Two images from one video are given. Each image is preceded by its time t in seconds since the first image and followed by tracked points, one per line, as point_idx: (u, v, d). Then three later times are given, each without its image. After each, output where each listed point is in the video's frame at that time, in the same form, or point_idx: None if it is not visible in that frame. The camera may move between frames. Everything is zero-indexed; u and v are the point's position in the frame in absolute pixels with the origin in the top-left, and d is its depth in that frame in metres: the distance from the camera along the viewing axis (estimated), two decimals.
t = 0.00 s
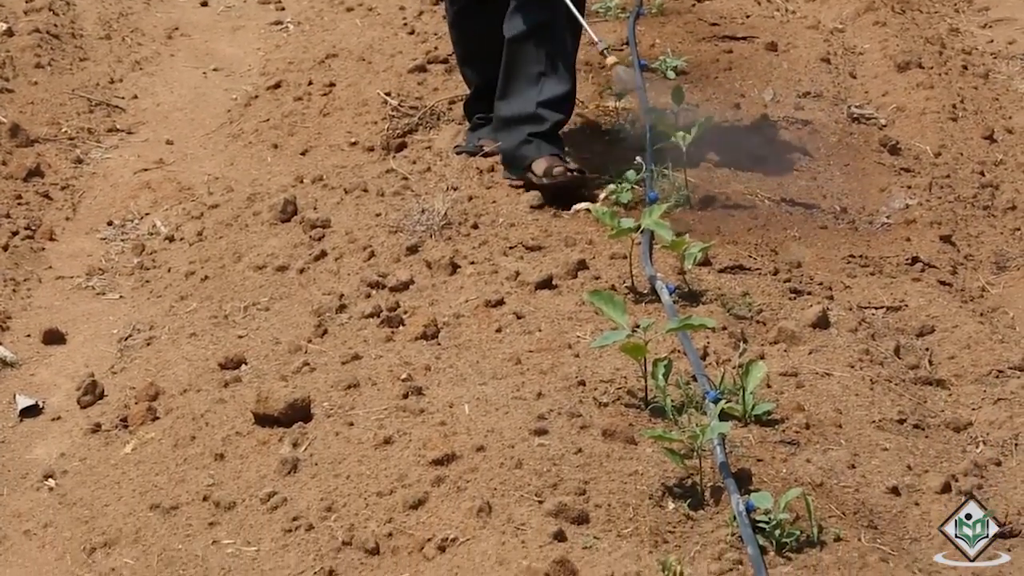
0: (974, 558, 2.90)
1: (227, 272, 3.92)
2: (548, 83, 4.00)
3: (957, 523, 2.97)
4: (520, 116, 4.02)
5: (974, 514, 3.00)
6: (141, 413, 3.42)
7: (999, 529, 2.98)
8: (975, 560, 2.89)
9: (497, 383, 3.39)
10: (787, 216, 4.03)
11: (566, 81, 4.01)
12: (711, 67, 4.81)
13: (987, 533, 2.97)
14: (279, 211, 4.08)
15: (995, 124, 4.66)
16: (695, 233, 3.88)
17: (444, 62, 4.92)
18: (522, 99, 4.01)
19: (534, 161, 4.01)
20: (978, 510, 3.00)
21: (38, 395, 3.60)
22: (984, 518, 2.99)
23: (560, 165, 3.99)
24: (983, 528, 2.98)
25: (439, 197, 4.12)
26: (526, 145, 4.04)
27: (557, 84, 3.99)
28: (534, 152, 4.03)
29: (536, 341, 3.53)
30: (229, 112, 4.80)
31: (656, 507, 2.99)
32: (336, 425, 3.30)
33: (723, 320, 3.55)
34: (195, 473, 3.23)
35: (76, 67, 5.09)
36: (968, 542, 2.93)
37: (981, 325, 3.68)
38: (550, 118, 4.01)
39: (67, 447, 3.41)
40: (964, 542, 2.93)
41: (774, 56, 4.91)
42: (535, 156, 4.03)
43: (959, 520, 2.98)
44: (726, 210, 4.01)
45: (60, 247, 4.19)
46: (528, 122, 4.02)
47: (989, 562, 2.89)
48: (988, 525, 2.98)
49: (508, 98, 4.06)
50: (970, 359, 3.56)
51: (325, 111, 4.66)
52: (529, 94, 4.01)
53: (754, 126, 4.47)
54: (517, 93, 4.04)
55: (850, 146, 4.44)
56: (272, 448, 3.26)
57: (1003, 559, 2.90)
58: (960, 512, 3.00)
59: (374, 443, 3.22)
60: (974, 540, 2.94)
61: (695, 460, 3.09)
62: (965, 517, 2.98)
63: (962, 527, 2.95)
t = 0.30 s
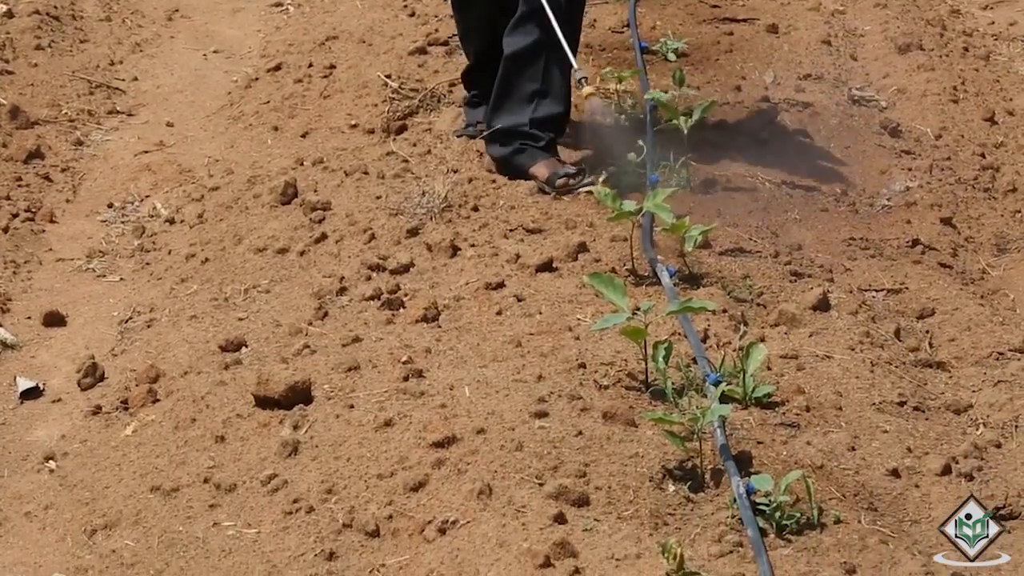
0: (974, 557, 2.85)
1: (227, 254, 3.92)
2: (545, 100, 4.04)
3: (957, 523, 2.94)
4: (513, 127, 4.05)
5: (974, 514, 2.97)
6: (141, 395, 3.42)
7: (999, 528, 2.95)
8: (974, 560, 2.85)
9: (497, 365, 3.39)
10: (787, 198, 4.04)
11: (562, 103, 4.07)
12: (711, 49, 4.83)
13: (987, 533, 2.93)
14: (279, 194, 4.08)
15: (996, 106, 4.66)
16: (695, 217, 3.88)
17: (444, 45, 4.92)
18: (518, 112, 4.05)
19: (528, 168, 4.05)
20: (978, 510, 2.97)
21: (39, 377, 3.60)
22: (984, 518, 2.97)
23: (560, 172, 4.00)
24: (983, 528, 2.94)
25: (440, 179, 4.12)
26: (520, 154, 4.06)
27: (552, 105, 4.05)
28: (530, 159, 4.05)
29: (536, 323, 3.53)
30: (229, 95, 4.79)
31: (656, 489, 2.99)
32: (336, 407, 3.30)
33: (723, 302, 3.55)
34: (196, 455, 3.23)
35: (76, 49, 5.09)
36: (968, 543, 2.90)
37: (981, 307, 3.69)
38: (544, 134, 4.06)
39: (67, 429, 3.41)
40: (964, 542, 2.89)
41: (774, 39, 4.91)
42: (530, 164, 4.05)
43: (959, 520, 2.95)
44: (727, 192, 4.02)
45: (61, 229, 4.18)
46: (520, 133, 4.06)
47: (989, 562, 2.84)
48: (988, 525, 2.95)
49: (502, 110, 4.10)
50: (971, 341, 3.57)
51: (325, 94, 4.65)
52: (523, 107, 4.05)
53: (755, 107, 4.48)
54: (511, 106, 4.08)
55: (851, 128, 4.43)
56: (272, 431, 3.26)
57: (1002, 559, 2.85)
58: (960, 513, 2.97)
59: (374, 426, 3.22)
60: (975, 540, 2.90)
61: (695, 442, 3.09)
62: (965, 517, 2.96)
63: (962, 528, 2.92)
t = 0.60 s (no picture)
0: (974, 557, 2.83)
1: (227, 240, 3.92)
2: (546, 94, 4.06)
3: (956, 523, 2.90)
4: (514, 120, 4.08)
5: (974, 514, 2.93)
6: (141, 380, 3.43)
7: (999, 528, 2.91)
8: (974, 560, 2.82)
9: (497, 351, 3.39)
10: (788, 183, 4.05)
11: (563, 95, 4.08)
12: (712, 36, 4.84)
13: (987, 533, 2.90)
14: (279, 179, 4.08)
15: (996, 92, 4.66)
16: (695, 203, 3.90)
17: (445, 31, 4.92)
18: (518, 105, 4.06)
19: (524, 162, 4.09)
20: (978, 510, 2.93)
21: (39, 362, 3.60)
22: (984, 518, 2.93)
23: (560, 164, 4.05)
24: (983, 528, 2.90)
25: (440, 165, 4.12)
26: (520, 145, 4.09)
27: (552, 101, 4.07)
28: (529, 151, 4.08)
29: (536, 309, 3.53)
30: (229, 81, 4.80)
31: (656, 476, 2.99)
32: (336, 393, 3.30)
33: (723, 289, 3.55)
34: (196, 440, 3.23)
35: (76, 34, 5.09)
36: (968, 542, 2.86)
37: (980, 294, 3.69)
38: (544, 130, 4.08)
39: (67, 414, 3.41)
40: (964, 542, 2.86)
41: (775, 24, 4.92)
42: (530, 156, 4.08)
43: (958, 520, 2.91)
44: (726, 178, 4.04)
45: (61, 215, 4.18)
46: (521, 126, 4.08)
47: (988, 562, 2.82)
48: (988, 525, 2.91)
49: (502, 100, 4.11)
50: (971, 328, 3.57)
51: (325, 80, 4.65)
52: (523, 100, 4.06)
53: (755, 93, 4.49)
54: (512, 99, 4.09)
55: (852, 114, 4.44)
56: (272, 417, 3.26)
57: (1002, 559, 2.83)
58: (960, 512, 2.93)
59: (374, 412, 3.22)
60: (975, 541, 2.87)
61: (695, 428, 3.09)
62: (965, 517, 2.91)
63: (962, 527, 2.88)
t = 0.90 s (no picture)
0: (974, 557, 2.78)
1: (227, 229, 3.92)
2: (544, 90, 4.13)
3: (957, 523, 2.85)
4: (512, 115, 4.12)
5: (974, 514, 2.88)
6: (141, 369, 3.43)
7: (999, 529, 2.86)
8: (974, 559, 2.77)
9: (497, 340, 3.39)
10: (787, 172, 4.05)
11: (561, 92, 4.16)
12: (711, 24, 4.85)
13: (988, 533, 2.85)
14: (279, 168, 4.08)
15: (996, 80, 4.66)
16: (695, 193, 3.90)
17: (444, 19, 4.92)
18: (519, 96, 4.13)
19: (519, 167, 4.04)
20: (978, 510, 2.88)
21: (39, 351, 3.61)
22: (984, 518, 2.88)
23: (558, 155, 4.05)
24: (983, 528, 2.85)
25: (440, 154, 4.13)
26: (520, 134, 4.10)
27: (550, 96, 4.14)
28: (529, 139, 4.10)
29: (536, 298, 3.52)
30: (229, 69, 4.80)
31: (656, 465, 2.99)
32: (336, 382, 3.30)
33: (723, 278, 3.54)
34: (196, 429, 3.23)
35: (75, 23, 5.09)
36: (968, 542, 2.81)
37: (980, 283, 3.70)
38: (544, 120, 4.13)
39: (67, 403, 3.41)
40: (964, 542, 2.80)
41: (774, 13, 4.95)
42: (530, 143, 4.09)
43: (959, 520, 2.86)
44: (726, 167, 4.04)
45: (60, 204, 4.18)
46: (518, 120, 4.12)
47: (988, 562, 2.76)
48: (988, 525, 2.86)
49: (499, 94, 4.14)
50: (971, 317, 3.57)
51: (325, 68, 4.66)
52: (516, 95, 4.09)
53: (755, 82, 4.50)
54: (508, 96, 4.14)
55: (851, 103, 4.45)
56: (272, 406, 3.26)
57: (1003, 559, 2.78)
58: (960, 513, 2.89)
59: (374, 400, 3.22)
60: (975, 540, 2.81)
61: (695, 417, 3.09)
62: (965, 517, 2.87)
63: (962, 527, 2.83)
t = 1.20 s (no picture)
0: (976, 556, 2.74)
1: (227, 221, 3.92)
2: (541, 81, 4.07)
3: (956, 522, 2.81)
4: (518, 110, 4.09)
5: (974, 514, 2.84)
6: (141, 360, 3.43)
7: (999, 529, 2.82)
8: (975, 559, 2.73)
9: (497, 332, 3.38)
10: (787, 164, 4.06)
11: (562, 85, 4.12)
12: (711, 16, 4.85)
13: (987, 533, 2.81)
14: (279, 160, 4.09)
15: (996, 72, 4.66)
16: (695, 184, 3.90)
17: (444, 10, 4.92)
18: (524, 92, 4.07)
19: (526, 179, 3.94)
20: (978, 510, 2.84)
21: (39, 342, 3.61)
22: (984, 518, 2.84)
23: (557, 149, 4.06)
24: (983, 528, 2.81)
25: (440, 147, 4.13)
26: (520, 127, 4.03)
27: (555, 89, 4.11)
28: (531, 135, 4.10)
29: (536, 290, 3.52)
30: (229, 61, 4.79)
31: (656, 456, 2.99)
32: (336, 373, 3.30)
33: (723, 270, 3.54)
34: (196, 421, 3.23)
35: (74, 15, 5.09)
36: (968, 542, 2.77)
37: (979, 274, 3.70)
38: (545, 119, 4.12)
39: (67, 395, 3.42)
40: (964, 542, 2.76)
41: (775, 4, 4.96)
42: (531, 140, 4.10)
43: (958, 520, 2.82)
44: (726, 159, 4.06)
45: (60, 195, 4.18)
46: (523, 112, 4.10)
47: (988, 562, 2.73)
48: (988, 525, 2.82)
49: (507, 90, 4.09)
50: (971, 309, 3.57)
51: (324, 60, 4.65)
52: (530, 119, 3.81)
53: (755, 73, 4.50)
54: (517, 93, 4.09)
55: (851, 95, 4.46)
56: (272, 397, 3.26)
57: (1003, 559, 2.76)
58: (960, 513, 2.85)
59: (374, 392, 3.22)
60: (975, 540, 2.77)
61: (695, 409, 3.09)
62: (965, 517, 2.83)
63: (961, 527, 2.79)
